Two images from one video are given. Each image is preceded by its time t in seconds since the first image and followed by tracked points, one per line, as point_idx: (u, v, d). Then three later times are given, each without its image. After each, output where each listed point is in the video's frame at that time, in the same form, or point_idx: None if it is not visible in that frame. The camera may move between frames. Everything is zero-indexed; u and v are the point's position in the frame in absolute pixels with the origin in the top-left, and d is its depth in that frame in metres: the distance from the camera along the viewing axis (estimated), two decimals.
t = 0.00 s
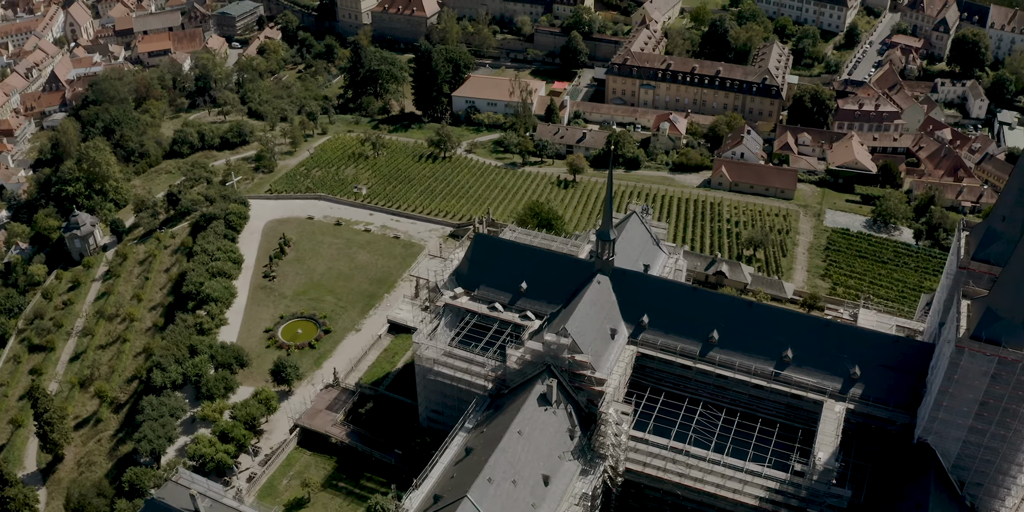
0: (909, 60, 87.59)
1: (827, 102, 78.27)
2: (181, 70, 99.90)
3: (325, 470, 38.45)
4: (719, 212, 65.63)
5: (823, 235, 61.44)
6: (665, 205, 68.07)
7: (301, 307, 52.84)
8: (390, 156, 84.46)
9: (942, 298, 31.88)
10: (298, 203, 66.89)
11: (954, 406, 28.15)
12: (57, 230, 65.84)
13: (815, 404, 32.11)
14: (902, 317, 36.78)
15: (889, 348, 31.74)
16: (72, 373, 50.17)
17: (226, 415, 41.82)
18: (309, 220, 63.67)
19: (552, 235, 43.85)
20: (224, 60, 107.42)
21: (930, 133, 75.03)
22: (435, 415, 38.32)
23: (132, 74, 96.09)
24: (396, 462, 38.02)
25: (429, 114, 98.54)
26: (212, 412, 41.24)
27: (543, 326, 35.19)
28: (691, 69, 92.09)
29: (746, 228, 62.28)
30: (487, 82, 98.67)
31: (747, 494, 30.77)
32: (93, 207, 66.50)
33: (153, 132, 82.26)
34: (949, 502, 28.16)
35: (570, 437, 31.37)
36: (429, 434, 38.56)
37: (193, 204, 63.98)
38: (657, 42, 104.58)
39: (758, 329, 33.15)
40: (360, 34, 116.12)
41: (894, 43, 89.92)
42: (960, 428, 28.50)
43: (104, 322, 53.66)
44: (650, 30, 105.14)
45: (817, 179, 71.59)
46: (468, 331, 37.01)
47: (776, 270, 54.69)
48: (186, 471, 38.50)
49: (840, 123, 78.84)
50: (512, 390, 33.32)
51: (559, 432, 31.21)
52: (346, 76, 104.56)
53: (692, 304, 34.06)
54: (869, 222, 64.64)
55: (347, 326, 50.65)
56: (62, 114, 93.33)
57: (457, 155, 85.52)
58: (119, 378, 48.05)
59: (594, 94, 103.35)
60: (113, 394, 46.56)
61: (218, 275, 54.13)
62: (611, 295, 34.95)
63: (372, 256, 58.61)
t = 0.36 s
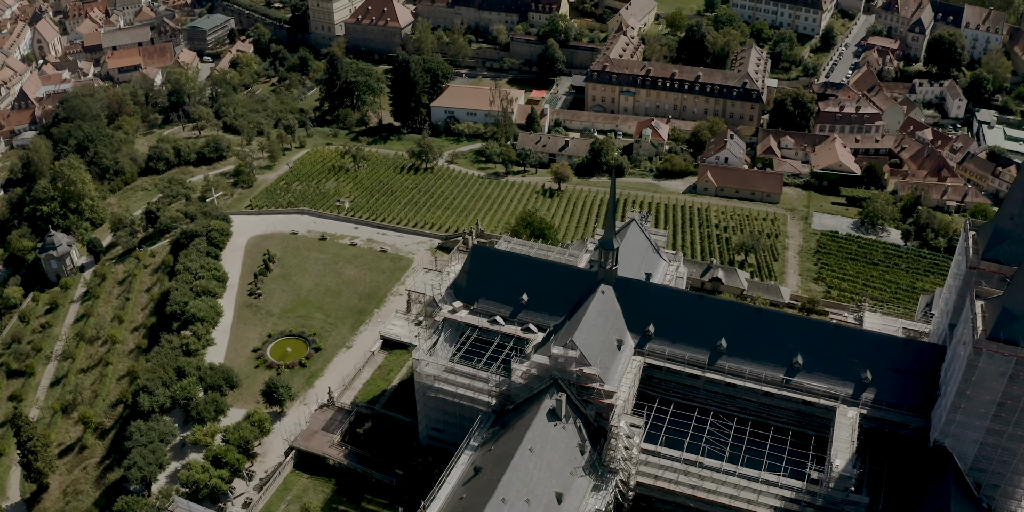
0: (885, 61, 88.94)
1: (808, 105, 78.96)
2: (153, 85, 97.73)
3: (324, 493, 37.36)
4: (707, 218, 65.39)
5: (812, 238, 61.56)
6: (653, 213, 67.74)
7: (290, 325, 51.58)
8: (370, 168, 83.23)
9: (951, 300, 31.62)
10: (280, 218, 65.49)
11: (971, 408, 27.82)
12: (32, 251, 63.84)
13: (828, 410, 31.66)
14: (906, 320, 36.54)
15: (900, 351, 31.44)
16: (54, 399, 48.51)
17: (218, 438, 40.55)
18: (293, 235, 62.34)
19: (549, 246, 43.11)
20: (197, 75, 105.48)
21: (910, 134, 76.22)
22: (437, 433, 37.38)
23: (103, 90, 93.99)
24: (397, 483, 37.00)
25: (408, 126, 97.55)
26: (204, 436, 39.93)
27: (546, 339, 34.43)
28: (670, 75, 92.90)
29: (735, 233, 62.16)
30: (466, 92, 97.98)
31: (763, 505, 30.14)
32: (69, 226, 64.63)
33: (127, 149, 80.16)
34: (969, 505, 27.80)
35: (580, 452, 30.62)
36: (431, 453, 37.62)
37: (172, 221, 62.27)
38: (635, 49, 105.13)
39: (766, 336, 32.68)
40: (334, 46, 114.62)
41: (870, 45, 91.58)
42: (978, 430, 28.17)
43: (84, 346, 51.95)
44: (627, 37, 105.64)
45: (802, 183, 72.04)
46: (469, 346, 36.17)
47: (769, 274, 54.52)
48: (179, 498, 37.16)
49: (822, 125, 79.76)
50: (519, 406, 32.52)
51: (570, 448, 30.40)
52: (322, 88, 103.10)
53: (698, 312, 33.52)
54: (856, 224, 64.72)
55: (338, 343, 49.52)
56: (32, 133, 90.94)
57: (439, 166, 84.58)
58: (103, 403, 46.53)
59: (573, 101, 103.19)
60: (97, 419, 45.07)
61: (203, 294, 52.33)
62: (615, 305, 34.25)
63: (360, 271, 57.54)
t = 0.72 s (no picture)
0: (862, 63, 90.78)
1: (789, 109, 79.35)
2: (124, 100, 95.49)
3: None
4: (695, 224, 65.21)
5: (801, 242, 61.73)
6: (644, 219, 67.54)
7: (278, 343, 50.27)
8: (351, 181, 81.81)
9: (960, 299, 31.38)
10: (262, 233, 63.99)
11: (989, 410, 27.57)
12: (5, 272, 61.75)
13: (840, 416, 31.25)
14: (910, 322, 36.29)
15: (911, 353, 31.12)
16: (35, 425, 46.77)
17: (210, 462, 39.26)
18: (276, 250, 60.93)
19: (545, 256, 42.39)
20: (169, 89, 103.39)
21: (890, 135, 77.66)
22: (439, 450, 36.38)
23: (74, 107, 91.79)
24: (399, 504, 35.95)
25: (386, 137, 96.49)
26: (195, 461, 38.61)
27: (550, 352, 33.72)
28: (650, 81, 93.91)
29: (724, 238, 62.06)
30: (445, 101, 97.20)
31: None
32: (44, 246, 62.63)
33: (101, 166, 78.08)
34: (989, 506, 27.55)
35: (592, 467, 29.81)
36: (433, 471, 36.65)
37: (151, 238, 60.51)
38: (612, 56, 105.63)
39: (776, 342, 32.24)
40: (307, 57, 112.98)
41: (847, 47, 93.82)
42: (995, 431, 27.94)
43: (65, 369, 50.24)
44: (604, 44, 106.07)
45: (786, 186, 72.48)
46: (471, 361, 35.29)
47: (762, 279, 54.29)
48: None
49: (803, 129, 80.71)
50: (526, 421, 31.73)
51: (581, 463, 29.58)
52: (297, 100, 101.46)
53: (704, 320, 32.98)
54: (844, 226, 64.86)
55: (329, 360, 48.35)
56: None
57: (420, 178, 83.56)
58: (87, 429, 45.05)
59: (551, 110, 103.01)
60: (81, 446, 43.55)
61: (187, 314, 50.45)
62: (620, 315, 33.57)
63: (347, 285, 56.41)
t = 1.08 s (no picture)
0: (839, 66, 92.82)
1: (771, 112, 80.50)
2: (95, 117, 93.20)
3: None
4: (683, 229, 65.05)
5: (790, 246, 62.02)
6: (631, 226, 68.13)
7: (267, 362, 48.92)
8: (331, 194, 80.33)
9: (969, 299, 31.28)
10: (245, 249, 62.39)
11: (1007, 410, 27.42)
12: None
13: (853, 421, 30.88)
14: (914, 323, 36.11)
15: (922, 355, 30.87)
16: (16, 453, 45.05)
17: (203, 487, 37.96)
18: (260, 266, 59.46)
19: (542, 267, 41.72)
20: (141, 104, 101.18)
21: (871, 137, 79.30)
22: (442, 468, 35.35)
23: (44, 124, 89.43)
24: None
25: (365, 148, 95.35)
26: (188, 486, 37.30)
27: (556, 365, 33.00)
28: (629, 88, 94.87)
29: (713, 243, 62.05)
30: (424, 112, 96.38)
31: None
32: (19, 266, 60.62)
33: (76, 184, 75.96)
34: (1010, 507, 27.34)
35: (605, 482, 29.01)
36: (436, 491, 35.72)
37: (131, 256, 58.72)
38: (590, 63, 105.97)
39: (785, 348, 31.86)
40: (280, 70, 111.22)
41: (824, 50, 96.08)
42: (1013, 431, 27.80)
43: (45, 394, 48.51)
44: (582, 52, 106.34)
45: (771, 189, 73.28)
46: (474, 376, 34.37)
47: (756, 282, 54.17)
48: None
49: (785, 132, 82.02)
50: (536, 436, 30.91)
51: (595, 478, 28.78)
52: (273, 113, 99.64)
53: (713, 328, 32.50)
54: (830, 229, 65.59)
55: (320, 378, 47.19)
56: None
57: (402, 189, 82.44)
58: (72, 455, 43.55)
59: (530, 118, 102.66)
60: (67, 473, 42.06)
61: (173, 334, 48.65)
62: (626, 325, 32.93)
63: (335, 301, 55.26)
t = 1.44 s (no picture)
0: (815, 69, 95.56)
1: (751, 117, 81.83)
2: (65, 132, 90.65)
3: None
4: (671, 235, 64.85)
5: (778, 249, 62.18)
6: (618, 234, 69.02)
7: (256, 381, 47.56)
8: (312, 207, 78.73)
9: (977, 299, 31.11)
10: (227, 264, 60.74)
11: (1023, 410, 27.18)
12: None
13: (867, 425, 30.53)
14: (917, 323, 35.94)
15: (933, 356, 30.64)
16: None
17: None
18: (243, 282, 57.93)
19: (539, 278, 41.04)
20: (112, 119, 98.76)
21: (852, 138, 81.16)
22: (443, 485, 34.39)
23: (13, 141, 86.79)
24: None
25: (343, 160, 93.97)
26: None
27: (563, 378, 32.29)
28: (608, 94, 95.17)
29: (702, 248, 62.06)
30: (402, 121, 95.37)
31: None
32: None
33: (48, 202, 73.70)
34: None
35: (619, 496, 28.28)
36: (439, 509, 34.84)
37: (109, 275, 56.92)
38: (567, 69, 105.97)
39: (794, 353, 31.44)
40: (253, 83, 108.89)
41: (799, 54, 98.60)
42: None
43: (25, 420, 46.73)
44: (559, 59, 106.36)
45: (756, 193, 73.94)
46: (477, 391, 33.50)
47: (749, 286, 53.98)
48: None
49: (765, 135, 83.33)
50: (546, 452, 30.13)
51: (609, 493, 28.04)
52: (248, 126, 97.16)
53: (720, 335, 32.00)
54: (816, 231, 66.02)
55: (312, 396, 45.98)
56: None
57: (384, 201, 81.22)
58: (56, 483, 41.97)
59: (509, 126, 102.19)
60: (52, 502, 40.48)
61: (157, 355, 46.96)
62: (632, 334, 32.27)
63: (323, 316, 54.07)
